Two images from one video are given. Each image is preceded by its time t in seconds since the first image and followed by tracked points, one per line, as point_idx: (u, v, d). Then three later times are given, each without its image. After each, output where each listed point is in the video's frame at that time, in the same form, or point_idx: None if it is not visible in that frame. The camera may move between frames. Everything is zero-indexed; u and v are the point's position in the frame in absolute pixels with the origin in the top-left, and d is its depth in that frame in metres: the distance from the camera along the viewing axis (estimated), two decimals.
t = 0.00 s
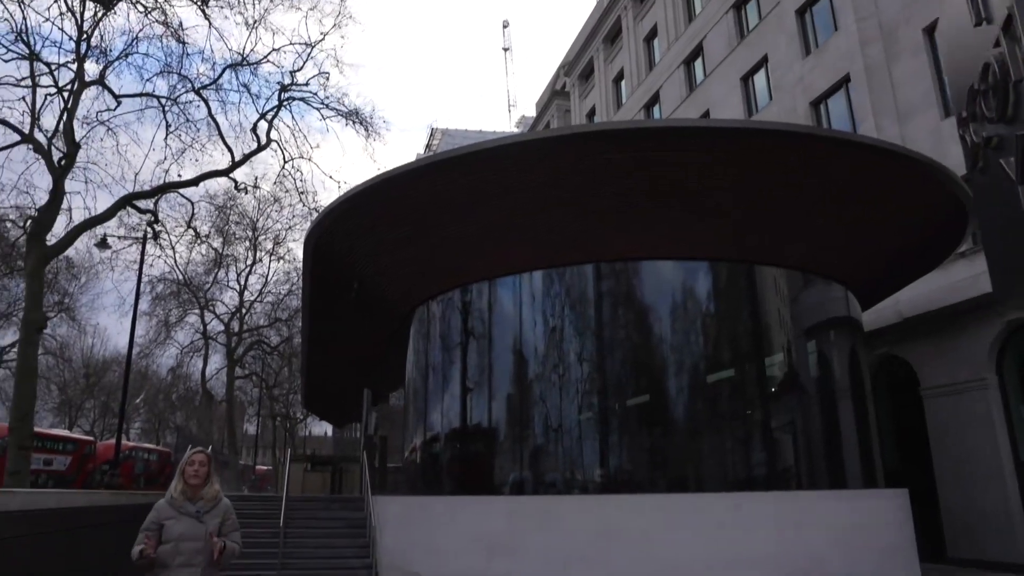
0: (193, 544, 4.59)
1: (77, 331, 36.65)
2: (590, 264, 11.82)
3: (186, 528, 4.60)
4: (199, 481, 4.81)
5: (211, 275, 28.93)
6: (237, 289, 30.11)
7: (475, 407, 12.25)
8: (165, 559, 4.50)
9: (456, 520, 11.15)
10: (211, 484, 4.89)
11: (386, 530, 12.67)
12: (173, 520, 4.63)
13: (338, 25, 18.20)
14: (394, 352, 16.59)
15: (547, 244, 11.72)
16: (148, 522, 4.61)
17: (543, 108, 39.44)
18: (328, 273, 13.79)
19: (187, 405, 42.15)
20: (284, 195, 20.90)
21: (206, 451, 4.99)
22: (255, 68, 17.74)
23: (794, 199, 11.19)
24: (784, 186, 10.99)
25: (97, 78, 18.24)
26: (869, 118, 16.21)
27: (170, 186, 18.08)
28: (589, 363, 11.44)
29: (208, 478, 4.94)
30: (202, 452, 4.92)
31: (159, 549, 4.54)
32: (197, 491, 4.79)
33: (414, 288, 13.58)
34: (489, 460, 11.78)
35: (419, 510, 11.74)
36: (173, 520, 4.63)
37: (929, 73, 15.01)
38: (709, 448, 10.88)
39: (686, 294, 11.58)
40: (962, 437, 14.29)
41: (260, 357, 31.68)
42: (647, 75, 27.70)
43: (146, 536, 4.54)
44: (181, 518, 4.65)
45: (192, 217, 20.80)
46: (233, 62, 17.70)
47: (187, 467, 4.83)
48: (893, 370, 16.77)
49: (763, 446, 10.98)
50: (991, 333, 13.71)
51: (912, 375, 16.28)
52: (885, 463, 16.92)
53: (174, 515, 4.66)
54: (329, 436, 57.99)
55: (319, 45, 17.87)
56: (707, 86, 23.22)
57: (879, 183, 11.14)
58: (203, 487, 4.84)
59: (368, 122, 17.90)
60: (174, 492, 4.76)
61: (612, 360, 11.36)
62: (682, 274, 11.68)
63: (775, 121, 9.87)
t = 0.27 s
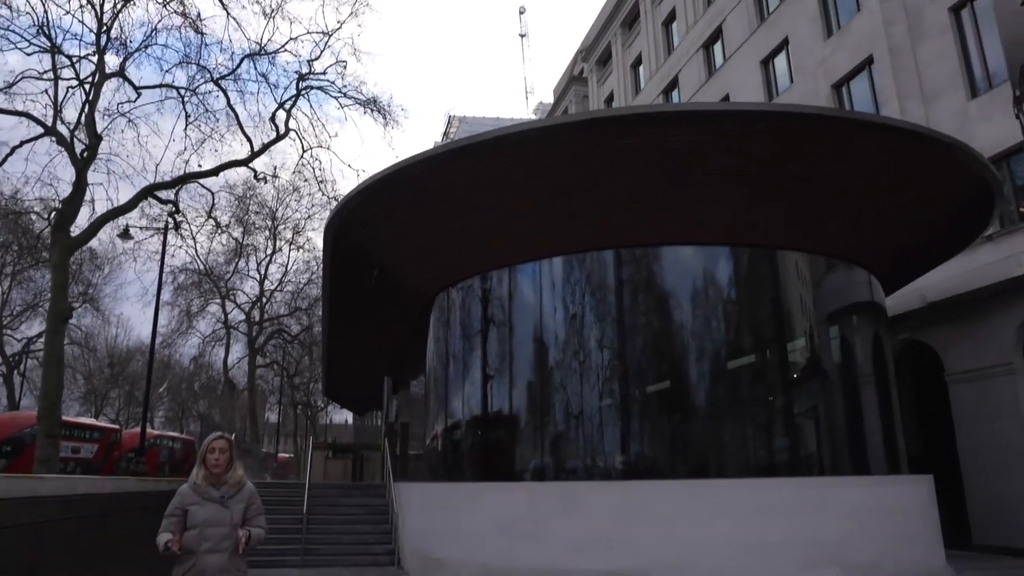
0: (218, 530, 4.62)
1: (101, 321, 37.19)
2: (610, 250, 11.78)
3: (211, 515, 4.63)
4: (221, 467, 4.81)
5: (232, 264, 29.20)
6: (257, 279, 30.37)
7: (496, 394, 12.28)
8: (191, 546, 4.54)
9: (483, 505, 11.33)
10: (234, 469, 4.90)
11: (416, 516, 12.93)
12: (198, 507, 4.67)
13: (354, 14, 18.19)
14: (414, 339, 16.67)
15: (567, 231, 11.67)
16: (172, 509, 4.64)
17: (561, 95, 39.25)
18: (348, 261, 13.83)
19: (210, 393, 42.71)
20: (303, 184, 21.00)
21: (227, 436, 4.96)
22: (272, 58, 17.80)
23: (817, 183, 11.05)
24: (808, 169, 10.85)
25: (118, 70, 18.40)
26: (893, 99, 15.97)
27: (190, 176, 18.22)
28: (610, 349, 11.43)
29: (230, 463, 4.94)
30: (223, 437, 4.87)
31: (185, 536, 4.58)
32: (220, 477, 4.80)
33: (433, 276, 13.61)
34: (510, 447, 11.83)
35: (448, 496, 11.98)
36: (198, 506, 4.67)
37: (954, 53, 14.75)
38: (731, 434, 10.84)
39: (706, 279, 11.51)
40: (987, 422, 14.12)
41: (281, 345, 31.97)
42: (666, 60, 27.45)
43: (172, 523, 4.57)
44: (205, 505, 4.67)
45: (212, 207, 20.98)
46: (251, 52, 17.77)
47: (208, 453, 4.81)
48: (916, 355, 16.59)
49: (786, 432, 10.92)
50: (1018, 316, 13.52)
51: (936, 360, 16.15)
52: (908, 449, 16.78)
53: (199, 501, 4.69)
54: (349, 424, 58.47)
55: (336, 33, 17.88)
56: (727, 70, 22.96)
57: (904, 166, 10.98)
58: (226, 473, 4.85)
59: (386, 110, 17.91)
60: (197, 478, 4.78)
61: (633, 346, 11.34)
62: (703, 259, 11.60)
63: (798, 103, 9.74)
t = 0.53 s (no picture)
0: (240, 521, 4.62)
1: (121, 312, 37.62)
2: (628, 238, 11.74)
3: (233, 505, 4.64)
4: (242, 457, 4.79)
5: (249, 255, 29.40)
6: (274, 269, 30.58)
7: (514, 383, 12.30)
8: (213, 537, 4.55)
9: (502, 494, 11.40)
10: (256, 458, 4.88)
11: (437, 505, 13.04)
12: (220, 497, 4.67)
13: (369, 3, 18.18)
14: (431, 329, 16.73)
15: (584, 219, 11.64)
16: (195, 500, 4.65)
17: (576, 83, 39.07)
18: (365, 250, 13.87)
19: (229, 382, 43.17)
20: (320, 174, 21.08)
21: (248, 424, 4.92)
22: (287, 48, 17.83)
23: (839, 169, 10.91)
24: (830, 155, 10.70)
25: (135, 62, 18.51)
26: (914, 83, 15.75)
27: (208, 167, 18.32)
28: (628, 338, 11.41)
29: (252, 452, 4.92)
30: (243, 425, 4.81)
31: (207, 527, 4.59)
32: (242, 467, 4.79)
33: (450, 265, 13.64)
34: (528, 436, 11.86)
35: (468, 485, 12.08)
36: (220, 496, 4.67)
37: (977, 35, 14.51)
38: (749, 422, 10.80)
39: (725, 267, 11.45)
40: (1009, 410, 13.98)
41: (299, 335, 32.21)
42: (682, 46, 27.22)
43: (194, 513, 4.58)
44: (227, 496, 4.67)
45: (230, 198, 21.11)
46: (266, 42, 17.80)
47: (229, 443, 4.76)
48: (937, 343, 16.42)
49: (805, 420, 10.87)
50: None
51: (957, 346, 16.07)
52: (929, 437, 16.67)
53: (221, 491, 4.69)
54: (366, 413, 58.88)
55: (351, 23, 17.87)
56: (744, 55, 22.73)
57: (927, 152, 10.84)
58: (248, 462, 4.83)
59: (401, 100, 17.90)
60: (219, 468, 4.77)
61: (650, 334, 11.31)
62: (721, 247, 11.53)
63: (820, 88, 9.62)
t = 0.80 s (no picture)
0: (267, 505, 4.62)
1: (145, 301, 38.12)
2: (648, 224, 11.67)
3: (260, 489, 4.63)
4: (272, 441, 4.80)
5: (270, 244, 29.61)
6: (294, 258, 30.78)
7: (535, 370, 12.31)
8: (240, 520, 4.57)
9: (524, 479, 11.47)
10: (286, 442, 4.87)
11: (459, 490, 13.15)
12: (248, 480, 4.68)
13: None
14: (451, 316, 16.78)
15: (604, 205, 11.57)
16: (224, 482, 4.68)
17: (594, 68, 38.80)
18: (385, 236, 13.91)
19: (251, 370, 43.65)
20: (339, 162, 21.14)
21: (279, 407, 4.92)
22: (306, 37, 17.84)
23: (865, 152, 10.74)
24: (856, 137, 10.53)
25: (155, 53, 18.63)
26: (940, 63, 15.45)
27: (228, 157, 18.45)
28: (649, 324, 11.36)
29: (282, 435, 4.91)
30: (273, 408, 4.86)
31: (234, 509, 4.61)
32: (270, 451, 4.79)
33: (470, 252, 13.64)
34: (549, 422, 11.89)
35: (490, 471, 12.14)
36: (247, 479, 4.68)
37: (1006, 13, 14.19)
38: (772, 408, 10.74)
39: (746, 253, 11.35)
40: None
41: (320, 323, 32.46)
42: (701, 29, 26.91)
43: (222, 494, 4.61)
44: (255, 479, 4.68)
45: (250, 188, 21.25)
46: (285, 31, 17.83)
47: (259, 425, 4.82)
48: (963, 330, 16.22)
49: (828, 406, 10.79)
50: None
51: (985, 339, 15.90)
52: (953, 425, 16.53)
53: (250, 474, 4.70)
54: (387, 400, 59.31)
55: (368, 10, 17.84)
56: (765, 37, 22.43)
57: (955, 135, 10.64)
58: (278, 447, 4.83)
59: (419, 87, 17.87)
60: (248, 450, 4.79)
61: (671, 320, 11.26)
62: (743, 233, 11.43)
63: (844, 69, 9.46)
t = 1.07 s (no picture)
0: (292, 490, 4.53)
1: (167, 291, 38.54)
2: (668, 209, 11.60)
3: (285, 474, 4.56)
4: (299, 425, 4.73)
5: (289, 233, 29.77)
6: (314, 247, 30.97)
7: (555, 356, 12.30)
8: (264, 504, 4.48)
9: (545, 466, 11.50)
10: (314, 427, 4.79)
11: (480, 477, 13.21)
12: (274, 464, 4.61)
13: None
14: (470, 303, 16.83)
15: (625, 190, 11.52)
16: (249, 465, 4.61)
17: (611, 53, 38.52)
18: (405, 224, 13.93)
19: (272, 358, 44.06)
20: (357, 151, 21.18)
21: (307, 391, 4.84)
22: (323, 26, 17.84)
23: (891, 136, 10.56)
24: (882, 121, 10.35)
25: (174, 44, 18.71)
26: (967, 43, 15.16)
27: (248, 146, 18.53)
28: (669, 311, 11.31)
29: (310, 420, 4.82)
30: (302, 392, 4.78)
31: (259, 493, 4.53)
32: (298, 435, 4.71)
33: (489, 239, 13.64)
34: (569, 409, 11.89)
35: (511, 458, 12.19)
36: (274, 462, 4.61)
37: None
38: (794, 394, 10.66)
39: (768, 238, 11.24)
40: None
41: (339, 311, 32.68)
42: (720, 12, 26.58)
43: (248, 478, 4.55)
44: (281, 463, 4.60)
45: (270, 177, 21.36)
46: (302, 20, 17.83)
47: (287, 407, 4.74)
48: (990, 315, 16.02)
49: (851, 392, 10.69)
50: None
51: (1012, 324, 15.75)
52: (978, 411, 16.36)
53: (276, 457, 4.63)
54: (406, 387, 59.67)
55: None
56: (785, 20, 22.11)
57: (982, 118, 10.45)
58: (305, 431, 4.75)
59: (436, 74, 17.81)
60: (275, 434, 4.72)
61: (693, 306, 11.20)
62: (765, 218, 11.33)
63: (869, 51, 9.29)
